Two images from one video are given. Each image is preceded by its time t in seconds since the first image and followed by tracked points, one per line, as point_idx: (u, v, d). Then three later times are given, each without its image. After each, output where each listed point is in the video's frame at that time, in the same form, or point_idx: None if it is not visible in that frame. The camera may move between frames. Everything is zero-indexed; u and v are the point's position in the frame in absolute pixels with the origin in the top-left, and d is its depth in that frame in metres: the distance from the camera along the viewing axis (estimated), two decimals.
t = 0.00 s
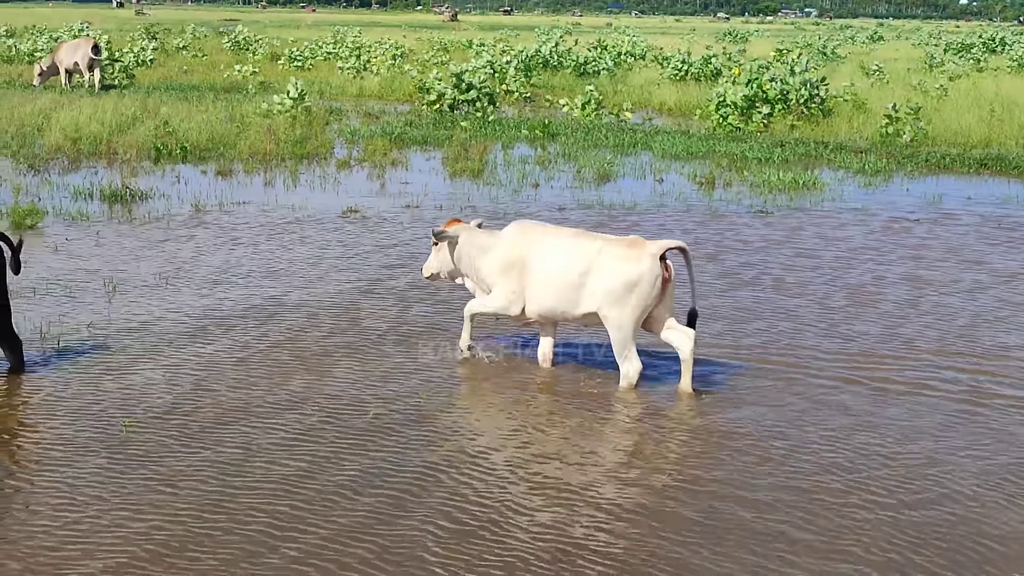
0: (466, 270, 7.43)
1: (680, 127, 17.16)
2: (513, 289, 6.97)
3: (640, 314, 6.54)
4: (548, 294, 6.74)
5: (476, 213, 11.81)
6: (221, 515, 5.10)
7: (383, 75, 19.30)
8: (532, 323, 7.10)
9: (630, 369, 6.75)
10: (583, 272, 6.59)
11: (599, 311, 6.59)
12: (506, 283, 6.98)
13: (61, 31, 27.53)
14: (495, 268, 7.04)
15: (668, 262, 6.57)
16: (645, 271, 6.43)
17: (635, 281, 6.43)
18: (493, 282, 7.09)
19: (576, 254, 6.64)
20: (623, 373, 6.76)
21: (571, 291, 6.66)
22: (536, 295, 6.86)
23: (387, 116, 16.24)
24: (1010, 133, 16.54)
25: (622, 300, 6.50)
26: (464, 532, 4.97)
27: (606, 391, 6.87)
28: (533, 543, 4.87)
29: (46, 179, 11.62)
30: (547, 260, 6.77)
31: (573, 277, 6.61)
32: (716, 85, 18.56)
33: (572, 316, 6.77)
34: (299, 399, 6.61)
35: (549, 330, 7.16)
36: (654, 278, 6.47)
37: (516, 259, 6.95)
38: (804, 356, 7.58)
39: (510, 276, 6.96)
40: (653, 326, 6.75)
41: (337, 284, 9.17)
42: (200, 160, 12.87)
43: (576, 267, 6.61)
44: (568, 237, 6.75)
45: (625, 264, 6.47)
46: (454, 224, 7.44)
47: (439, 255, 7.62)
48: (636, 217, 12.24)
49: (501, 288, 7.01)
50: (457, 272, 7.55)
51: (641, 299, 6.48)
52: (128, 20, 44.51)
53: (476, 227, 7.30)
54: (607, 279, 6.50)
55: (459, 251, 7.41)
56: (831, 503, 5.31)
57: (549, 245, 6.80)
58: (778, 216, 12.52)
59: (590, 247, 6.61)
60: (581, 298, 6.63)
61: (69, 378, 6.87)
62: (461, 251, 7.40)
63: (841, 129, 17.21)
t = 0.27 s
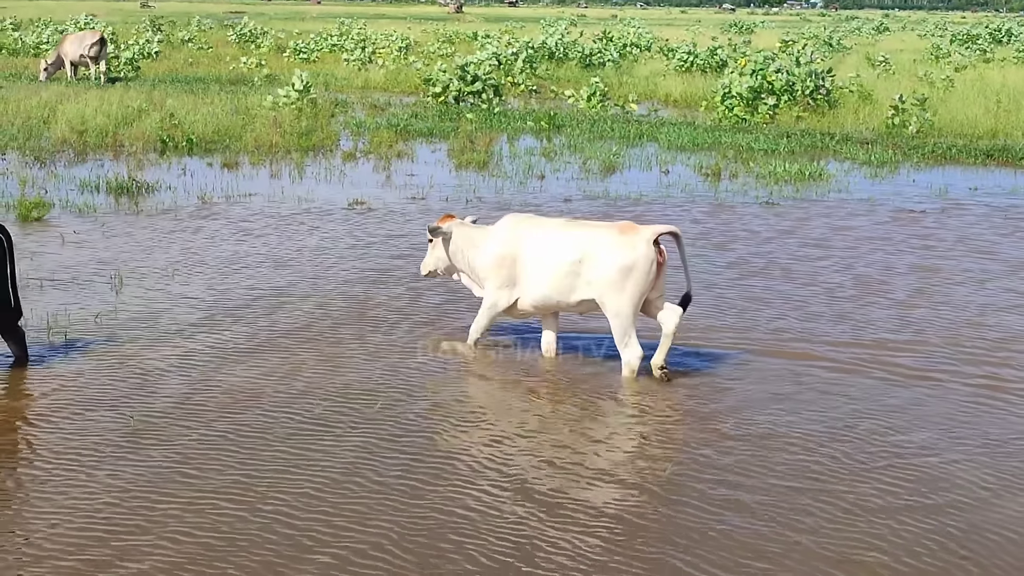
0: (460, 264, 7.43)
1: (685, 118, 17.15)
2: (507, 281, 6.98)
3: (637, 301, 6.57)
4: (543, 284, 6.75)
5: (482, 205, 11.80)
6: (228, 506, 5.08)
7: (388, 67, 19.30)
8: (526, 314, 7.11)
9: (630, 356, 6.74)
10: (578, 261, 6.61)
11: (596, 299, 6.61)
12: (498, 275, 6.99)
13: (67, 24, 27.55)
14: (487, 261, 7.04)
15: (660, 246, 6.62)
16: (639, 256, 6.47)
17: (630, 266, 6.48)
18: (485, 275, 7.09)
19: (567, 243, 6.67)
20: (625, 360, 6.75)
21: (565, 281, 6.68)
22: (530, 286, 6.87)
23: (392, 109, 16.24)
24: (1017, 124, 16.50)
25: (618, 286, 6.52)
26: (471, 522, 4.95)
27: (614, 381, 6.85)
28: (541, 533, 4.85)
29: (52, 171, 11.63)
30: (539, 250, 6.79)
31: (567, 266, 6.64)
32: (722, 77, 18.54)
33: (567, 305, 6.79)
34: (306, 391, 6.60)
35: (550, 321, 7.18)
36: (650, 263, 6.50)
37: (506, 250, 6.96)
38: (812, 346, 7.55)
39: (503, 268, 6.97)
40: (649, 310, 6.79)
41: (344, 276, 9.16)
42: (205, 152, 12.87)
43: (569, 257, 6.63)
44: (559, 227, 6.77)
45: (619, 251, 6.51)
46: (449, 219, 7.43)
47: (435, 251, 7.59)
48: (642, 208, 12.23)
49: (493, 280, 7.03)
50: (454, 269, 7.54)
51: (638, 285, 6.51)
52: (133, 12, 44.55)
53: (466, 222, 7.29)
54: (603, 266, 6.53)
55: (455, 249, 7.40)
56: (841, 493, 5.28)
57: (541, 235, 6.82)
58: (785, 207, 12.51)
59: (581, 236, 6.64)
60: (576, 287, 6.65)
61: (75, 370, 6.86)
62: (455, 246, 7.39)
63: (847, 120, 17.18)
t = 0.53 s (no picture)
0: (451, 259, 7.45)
1: (689, 111, 17.14)
2: (497, 275, 7.03)
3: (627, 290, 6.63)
4: (533, 277, 6.82)
5: (486, 198, 11.79)
6: (241, 500, 5.08)
7: (391, 61, 19.30)
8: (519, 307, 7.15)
9: (626, 346, 6.73)
10: (568, 252, 6.67)
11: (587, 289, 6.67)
12: (487, 269, 7.05)
13: (69, 19, 27.56)
14: (477, 256, 7.09)
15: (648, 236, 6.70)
16: (627, 245, 6.54)
17: (619, 256, 6.55)
18: (476, 269, 7.14)
19: (556, 235, 6.73)
20: (623, 351, 6.73)
21: (554, 272, 6.75)
22: (521, 279, 6.92)
23: (396, 102, 16.23)
24: (1021, 116, 16.48)
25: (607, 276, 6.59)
26: (484, 514, 4.94)
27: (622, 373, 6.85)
28: (554, 524, 4.85)
29: (57, 166, 11.62)
30: (528, 243, 6.85)
31: (556, 257, 6.70)
32: (725, 70, 18.53)
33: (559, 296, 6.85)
34: (315, 385, 6.59)
35: (547, 314, 7.21)
36: (638, 251, 6.57)
37: (495, 244, 7.02)
38: (820, 337, 7.55)
39: (493, 262, 7.02)
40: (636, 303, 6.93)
41: (350, 270, 9.15)
42: (209, 146, 12.86)
43: (558, 248, 6.70)
44: (546, 219, 6.84)
45: (607, 240, 6.58)
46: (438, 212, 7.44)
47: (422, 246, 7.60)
48: (647, 201, 12.22)
49: (483, 274, 7.09)
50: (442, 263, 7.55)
51: (628, 273, 6.57)
52: (134, 6, 44.52)
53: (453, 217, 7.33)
54: (593, 256, 6.60)
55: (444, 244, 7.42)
56: (851, 484, 5.28)
57: (530, 228, 6.88)
58: (790, 200, 12.50)
59: (569, 227, 6.71)
60: (567, 277, 6.71)
61: (83, 364, 6.85)
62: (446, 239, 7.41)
63: (851, 112, 17.16)
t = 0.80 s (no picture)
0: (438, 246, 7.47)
1: (695, 106, 17.10)
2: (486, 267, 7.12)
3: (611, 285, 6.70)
4: (519, 269, 6.90)
5: (491, 194, 11.76)
6: (246, 494, 5.05)
7: (397, 57, 19.27)
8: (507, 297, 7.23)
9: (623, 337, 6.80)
10: (552, 247, 6.74)
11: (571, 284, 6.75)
12: (476, 260, 7.15)
13: (74, 16, 27.56)
14: (466, 246, 7.18)
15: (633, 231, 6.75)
16: (609, 241, 6.60)
17: (601, 252, 6.61)
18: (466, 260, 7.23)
19: (541, 228, 6.80)
20: (620, 341, 6.78)
21: (539, 265, 6.82)
22: (508, 271, 7.00)
23: (401, 98, 16.20)
24: None
25: (589, 271, 6.65)
26: (492, 506, 4.91)
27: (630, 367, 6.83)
28: (561, 517, 4.82)
29: (63, 162, 11.61)
30: (515, 235, 6.94)
31: (541, 250, 6.78)
32: (731, 64, 18.49)
33: (545, 289, 6.93)
34: (319, 380, 6.55)
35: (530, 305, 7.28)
36: (621, 247, 6.63)
37: (483, 234, 7.11)
38: (829, 330, 7.51)
39: (482, 254, 7.11)
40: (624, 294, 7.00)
41: (356, 266, 9.13)
42: (215, 142, 12.85)
43: (543, 241, 6.77)
44: (533, 211, 6.90)
45: (589, 235, 6.64)
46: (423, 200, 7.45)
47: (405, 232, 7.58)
48: (653, 196, 12.19)
49: (471, 264, 7.18)
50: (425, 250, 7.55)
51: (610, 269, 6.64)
52: (139, 3, 44.54)
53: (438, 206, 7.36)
54: (576, 252, 6.66)
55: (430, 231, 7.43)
56: (859, 477, 5.23)
57: (516, 221, 6.95)
58: (796, 195, 12.45)
59: (554, 220, 6.77)
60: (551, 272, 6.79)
61: (90, 359, 6.84)
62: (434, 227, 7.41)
63: (858, 107, 17.11)
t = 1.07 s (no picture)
0: (434, 238, 7.64)
1: (710, 104, 17.07)
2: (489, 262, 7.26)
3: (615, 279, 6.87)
4: (525, 266, 7.07)
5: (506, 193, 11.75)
6: (264, 494, 5.04)
7: (411, 56, 19.27)
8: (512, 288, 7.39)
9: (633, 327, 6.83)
10: (557, 243, 6.90)
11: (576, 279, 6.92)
12: (479, 257, 7.29)
13: (89, 17, 27.61)
14: (467, 243, 7.31)
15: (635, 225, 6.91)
16: (615, 239, 6.77)
17: (608, 249, 6.77)
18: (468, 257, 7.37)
19: (544, 226, 6.95)
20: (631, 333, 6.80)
21: (545, 262, 6.99)
22: (512, 267, 7.16)
23: (415, 97, 16.20)
24: None
25: (596, 268, 6.83)
26: (510, 506, 4.90)
27: (647, 365, 6.81)
28: (579, 517, 4.80)
29: (78, 164, 11.63)
30: (518, 232, 7.08)
31: (547, 248, 6.93)
32: (745, 62, 18.45)
33: (549, 283, 7.09)
34: (334, 379, 6.56)
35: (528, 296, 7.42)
36: (626, 242, 6.80)
37: (484, 231, 7.25)
38: (847, 328, 7.48)
39: (485, 251, 7.25)
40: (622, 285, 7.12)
41: (371, 266, 9.13)
42: (230, 143, 12.86)
43: (547, 239, 6.93)
44: (534, 208, 7.05)
45: (595, 233, 6.80)
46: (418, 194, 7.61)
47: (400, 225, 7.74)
48: (668, 195, 12.16)
49: (473, 260, 7.33)
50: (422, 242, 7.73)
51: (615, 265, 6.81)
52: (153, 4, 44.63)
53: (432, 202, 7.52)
54: (582, 247, 6.82)
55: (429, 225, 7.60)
56: (873, 473, 5.22)
57: (519, 218, 7.10)
58: (811, 192, 12.43)
59: (557, 218, 6.92)
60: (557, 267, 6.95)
61: (105, 360, 6.84)
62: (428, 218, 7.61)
63: (872, 104, 17.06)
